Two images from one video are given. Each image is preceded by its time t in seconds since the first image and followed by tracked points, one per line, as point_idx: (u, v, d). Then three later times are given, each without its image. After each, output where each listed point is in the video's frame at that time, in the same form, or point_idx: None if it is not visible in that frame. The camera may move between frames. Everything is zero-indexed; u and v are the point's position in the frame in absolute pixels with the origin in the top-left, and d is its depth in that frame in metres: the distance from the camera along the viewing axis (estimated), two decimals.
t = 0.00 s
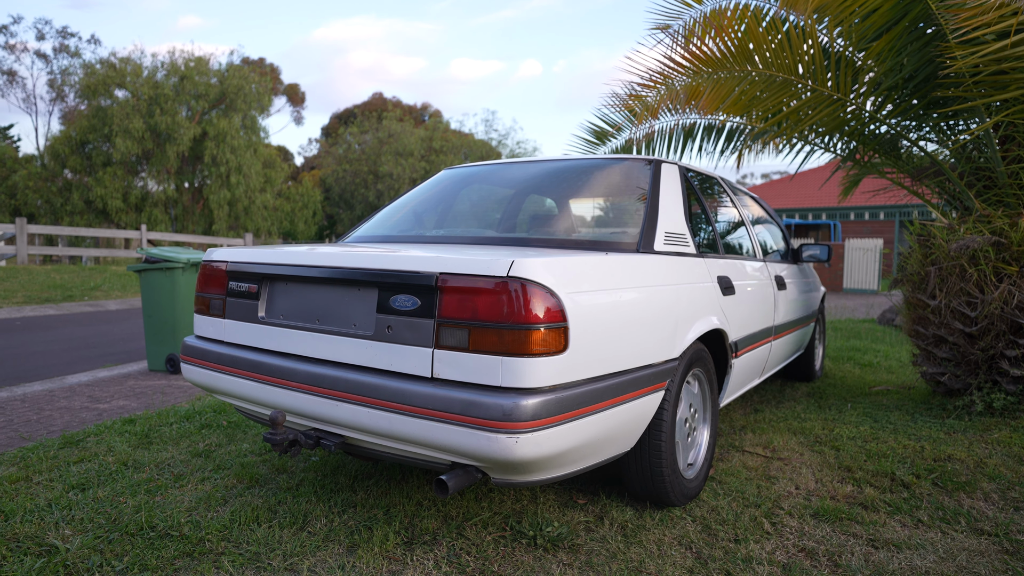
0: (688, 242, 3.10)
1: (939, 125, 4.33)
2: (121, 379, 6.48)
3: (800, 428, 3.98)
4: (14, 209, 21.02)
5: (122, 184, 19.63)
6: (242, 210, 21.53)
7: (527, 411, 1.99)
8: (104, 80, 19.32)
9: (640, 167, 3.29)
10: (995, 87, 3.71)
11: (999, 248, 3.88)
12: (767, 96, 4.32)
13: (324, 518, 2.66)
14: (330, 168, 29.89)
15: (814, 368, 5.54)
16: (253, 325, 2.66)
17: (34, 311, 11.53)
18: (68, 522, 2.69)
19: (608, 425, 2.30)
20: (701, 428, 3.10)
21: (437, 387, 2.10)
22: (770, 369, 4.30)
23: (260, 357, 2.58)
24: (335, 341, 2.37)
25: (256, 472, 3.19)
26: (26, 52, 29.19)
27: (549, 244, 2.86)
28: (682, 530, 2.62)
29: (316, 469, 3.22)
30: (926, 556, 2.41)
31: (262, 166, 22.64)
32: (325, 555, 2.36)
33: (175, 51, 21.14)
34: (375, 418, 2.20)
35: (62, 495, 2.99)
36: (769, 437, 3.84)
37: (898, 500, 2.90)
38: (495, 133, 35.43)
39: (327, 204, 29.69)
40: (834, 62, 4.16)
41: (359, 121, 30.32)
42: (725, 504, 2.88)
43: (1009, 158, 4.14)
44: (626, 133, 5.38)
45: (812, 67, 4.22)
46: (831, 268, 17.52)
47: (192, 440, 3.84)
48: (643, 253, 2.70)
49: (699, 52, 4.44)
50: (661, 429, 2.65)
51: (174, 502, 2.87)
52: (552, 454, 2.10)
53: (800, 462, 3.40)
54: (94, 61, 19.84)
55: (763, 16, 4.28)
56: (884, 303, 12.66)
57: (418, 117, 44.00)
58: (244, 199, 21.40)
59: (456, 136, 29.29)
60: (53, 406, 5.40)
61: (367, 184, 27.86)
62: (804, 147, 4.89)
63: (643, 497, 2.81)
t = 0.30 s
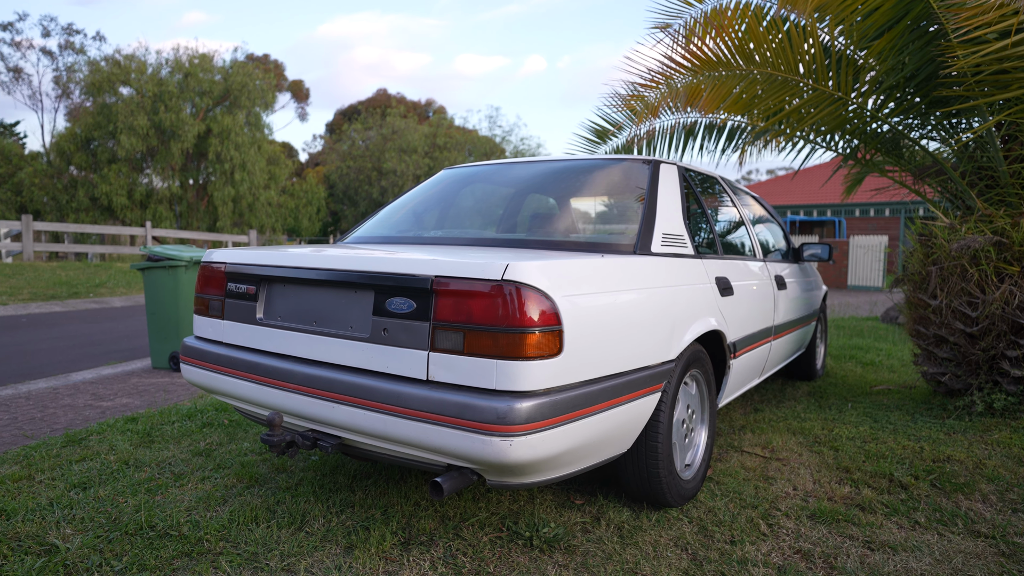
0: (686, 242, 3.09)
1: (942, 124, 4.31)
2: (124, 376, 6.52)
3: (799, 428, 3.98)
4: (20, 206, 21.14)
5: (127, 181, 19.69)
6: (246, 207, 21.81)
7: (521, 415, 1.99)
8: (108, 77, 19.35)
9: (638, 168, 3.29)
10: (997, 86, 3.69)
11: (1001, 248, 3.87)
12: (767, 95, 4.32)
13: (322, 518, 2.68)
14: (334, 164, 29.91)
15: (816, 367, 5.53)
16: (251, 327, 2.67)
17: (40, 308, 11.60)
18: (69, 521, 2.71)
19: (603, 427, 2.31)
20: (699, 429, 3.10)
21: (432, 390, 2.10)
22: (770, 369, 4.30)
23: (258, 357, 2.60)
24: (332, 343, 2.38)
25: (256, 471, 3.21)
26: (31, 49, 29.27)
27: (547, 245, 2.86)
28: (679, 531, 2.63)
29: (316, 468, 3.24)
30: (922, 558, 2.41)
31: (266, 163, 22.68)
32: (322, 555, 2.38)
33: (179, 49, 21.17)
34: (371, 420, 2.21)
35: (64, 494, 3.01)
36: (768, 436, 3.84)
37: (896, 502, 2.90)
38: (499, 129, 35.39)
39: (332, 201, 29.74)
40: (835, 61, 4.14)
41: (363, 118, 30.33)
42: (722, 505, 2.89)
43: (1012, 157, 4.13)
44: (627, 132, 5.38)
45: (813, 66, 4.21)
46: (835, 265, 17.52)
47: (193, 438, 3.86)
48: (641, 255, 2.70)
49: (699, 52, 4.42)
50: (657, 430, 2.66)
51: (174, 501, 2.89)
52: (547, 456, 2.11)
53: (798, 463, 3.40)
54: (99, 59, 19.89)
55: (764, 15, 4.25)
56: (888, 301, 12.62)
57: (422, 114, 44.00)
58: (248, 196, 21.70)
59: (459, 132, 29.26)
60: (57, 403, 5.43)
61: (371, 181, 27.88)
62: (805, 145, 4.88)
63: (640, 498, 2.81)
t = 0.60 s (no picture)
0: (683, 243, 3.08)
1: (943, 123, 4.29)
2: (128, 374, 6.56)
3: (798, 428, 3.97)
4: (26, 202, 21.24)
5: (132, 178, 19.77)
6: (250, 203, 21.78)
7: (512, 418, 2.00)
8: (113, 74, 19.40)
9: (636, 168, 3.28)
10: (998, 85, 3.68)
11: (1001, 248, 3.86)
12: (766, 95, 4.29)
13: (319, 518, 2.70)
14: (338, 160, 29.92)
15: (817, 366, 5.53)
16: (247, 328, 2.69)
17: (46, 305, 11.68)
18: (68, 520, 2.74)
19: (596, 430, 2.32)
20: (695, 430, 3.11)
21: (425, 393, 2.12)
22: (769, 368, 4.29)
23: (254, 359, 2.61)
24: (327, 345, 2.39)
25: (255, 470, 3.23)
26: (37, 46, 29.39)
27: (543, 247, 2.87)
28: (673, 532, 2.64)
29: (314, 468, 3.26)
30: (915, 561, 2.41)
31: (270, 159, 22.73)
32: (317, 556, 2.40)
33: (183, 45, 21.21)
34: (365, 422, 2.23)
35: (64, 493, 3.05)
36: (766, 436, 3.84)
37: (891, 503, 2.90)
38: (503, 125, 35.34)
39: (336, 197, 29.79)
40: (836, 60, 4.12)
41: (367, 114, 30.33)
42: (717, 506, 2.89)
43: (1013, 157, 4.11)
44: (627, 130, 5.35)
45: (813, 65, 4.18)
46: (841, 261, 17.46)
47: (193, 437, 3.89)
48: (636, 257, 2.70)
49: (698, 51, 4.40)
50: (652, 431, 2.66)
51: (173, 500, 2.92)
52: (539, 459, 2.12)
53: (795, 463, 3.40)
54: (104, 55, 19.94)
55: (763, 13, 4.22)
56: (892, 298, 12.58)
57: (426, 109, 44.01)
58: (253, 191, 21.59)
59: (464, 128, 29.23)
60: (60, 401, 5.47)
61: (375, 177, 27.90)
62: (806, 143, 4.85)
63: (635, 499, 2.82)
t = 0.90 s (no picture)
0: (680, 245, 3.08)
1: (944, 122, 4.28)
2: (131, 371, 6.60)
3: (797, 428, 3.97)
4: (33, 199, 21.36)
5: (138, 174, 19.85)
6: (256, 200, 21.83)
7: (504, 421, 2.01)
8: (119, 71, 19.46)
9: (633, 168, 3.28)
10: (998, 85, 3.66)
11: (1002, 248, 3.84)
12: (765, 95, 4.27)
13: (316, 517, 2.72)
14: (343, 157, 29.95)
15: (818, 365, 5.52)
16: (245, 330, 2.70)
17: (53, 301, 11.77)
18: (69, 519, 2.77)
19: (589, 432, 2.33)
20: (691, 431, 3.12)
21: (419, 395, 2.13)
22: (769, 368, 4.29)
23: (251, 360, 2.63)
24: (323, 347, 2.40)
25: (254, 469, 3.26)
26: (44, 43, 29.52)
27: (539, 248, 2.87)
28: (668, 533, 2.65)
29: (313, 467, 3.28)
30: (909, 563, 2.42)
31: (275, 156, 22.79)
32: (313, 556, 2.42)
33: (188, 42, 21.26)
34: (360, 424, 2.24)
35: (65, 491, 3.08)
36: (764, 436, 3.84)
37: (887, 505, 2.90)
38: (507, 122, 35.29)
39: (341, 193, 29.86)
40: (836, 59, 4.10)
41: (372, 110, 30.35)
42: (713, 507, 2.89)
43: (1014, 156, 4.09)
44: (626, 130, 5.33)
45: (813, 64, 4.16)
46: (846, 259, 17.43)
47: (194, 435, 3.92)
48: (631, 259, 2.71)
49: (697, 51, 4.39)
50: (647, 433, 2.67)
51: (172, 499, 2.95)
52: (531, 462, 2.13)
53: (793, 464, 3.40)
54: (109, 53, 20.00)
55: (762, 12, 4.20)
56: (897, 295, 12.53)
57: (431, 106, 44.03)
58: (258, 188, 21.66)
59: (468, 124, 29.21)
60: (65, 398, 5.52)
61: (380, 173, 27.92)
62: (807, 143, 4.83)
63: (630, 499, 2.83)
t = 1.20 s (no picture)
0: (676, 246, 3.07)
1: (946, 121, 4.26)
2: (137, 368, 6.66)
3: (796, 428, 3.97)
4: (42, 195, 21.51)
5: (145, 171, 19.96)
6: (262, 195, 21.91)
7: (496, 423, 2.03)
8: (126, 68, 19.52)
9: (631, 169, 3.28)
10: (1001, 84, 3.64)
11: (1005, 247, 3.82)
12: (766, 95, 4.25)
13: (313, 516, 2.74)
14: (349, 153, 29.98)
15: (820, 363, 5.50)
16: (243, 330, 2.72)
17: (61, 297, 11.87)
18: (71, 516, 2.81)
19: (582, 434, 2.34)
20: (688, 432, 3.13)
21: (412, 397, 2.14)
22: (770, 368, 4.28)
23: (249, 361, 2.65)
24: (319, 348, 2.42)
25: (254, 467, 3.29)
26: (53, 40, 29.69)
27: (536, 249, 2.88)
28: (663, 534, 2.66)
29: (312, 466, 3.31)
30: (904, 566, 2.42)
31: (281, 152, 22.85)
32: (309, 554, 2.44)
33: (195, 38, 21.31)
34: (355, 425, 2.26)
35: (68, 488, 3.12)
36: (763, 436, 3.84)
37: (884, 506, 2.90)
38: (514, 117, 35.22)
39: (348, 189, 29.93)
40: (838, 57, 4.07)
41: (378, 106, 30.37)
42: (709, 507, 2.90)
43: (1018, 155, 4.06)
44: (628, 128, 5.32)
45: (815, 63, 4.14)
46: (854, 255, 17.39)
47: (196, 433, 3.95)
48: (627, 261, 2.71)
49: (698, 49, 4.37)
50: (642, 434, 2.68)
51: (173, 497, 2.98)
52: (523, 464, 2.14)
53: (791, 464, 3.40)
54: (117, 49, 20.08)
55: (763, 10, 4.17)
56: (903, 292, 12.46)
57: (438, 101, 44.02)
58: (264, 184, 21.75)
59: (475, 120, 29.17)
60: (71, 395, 5.58)
61: (386, 169, 27.94)
62: (810, 141, 4.81)
63: (626, 500, 2.84)
